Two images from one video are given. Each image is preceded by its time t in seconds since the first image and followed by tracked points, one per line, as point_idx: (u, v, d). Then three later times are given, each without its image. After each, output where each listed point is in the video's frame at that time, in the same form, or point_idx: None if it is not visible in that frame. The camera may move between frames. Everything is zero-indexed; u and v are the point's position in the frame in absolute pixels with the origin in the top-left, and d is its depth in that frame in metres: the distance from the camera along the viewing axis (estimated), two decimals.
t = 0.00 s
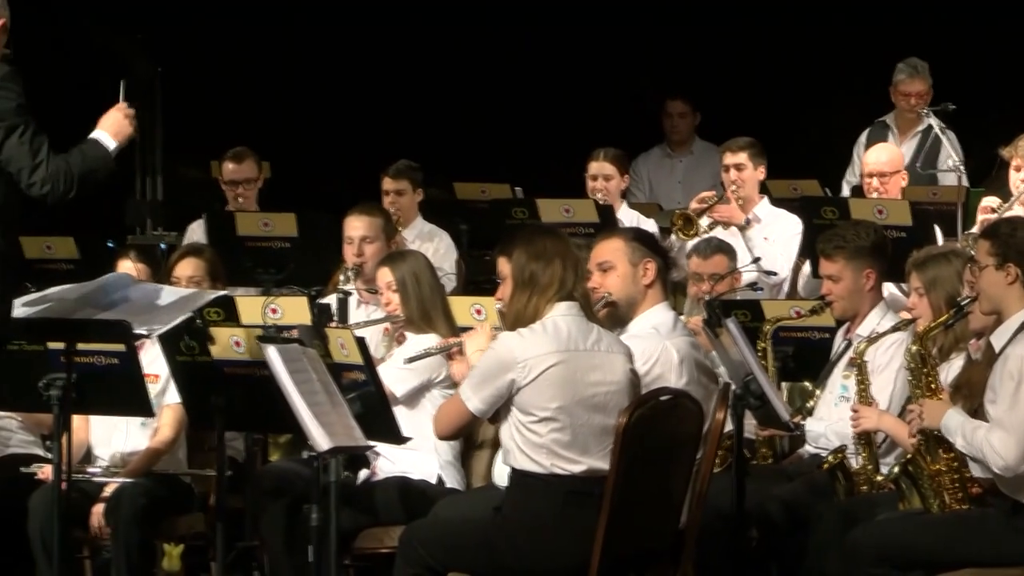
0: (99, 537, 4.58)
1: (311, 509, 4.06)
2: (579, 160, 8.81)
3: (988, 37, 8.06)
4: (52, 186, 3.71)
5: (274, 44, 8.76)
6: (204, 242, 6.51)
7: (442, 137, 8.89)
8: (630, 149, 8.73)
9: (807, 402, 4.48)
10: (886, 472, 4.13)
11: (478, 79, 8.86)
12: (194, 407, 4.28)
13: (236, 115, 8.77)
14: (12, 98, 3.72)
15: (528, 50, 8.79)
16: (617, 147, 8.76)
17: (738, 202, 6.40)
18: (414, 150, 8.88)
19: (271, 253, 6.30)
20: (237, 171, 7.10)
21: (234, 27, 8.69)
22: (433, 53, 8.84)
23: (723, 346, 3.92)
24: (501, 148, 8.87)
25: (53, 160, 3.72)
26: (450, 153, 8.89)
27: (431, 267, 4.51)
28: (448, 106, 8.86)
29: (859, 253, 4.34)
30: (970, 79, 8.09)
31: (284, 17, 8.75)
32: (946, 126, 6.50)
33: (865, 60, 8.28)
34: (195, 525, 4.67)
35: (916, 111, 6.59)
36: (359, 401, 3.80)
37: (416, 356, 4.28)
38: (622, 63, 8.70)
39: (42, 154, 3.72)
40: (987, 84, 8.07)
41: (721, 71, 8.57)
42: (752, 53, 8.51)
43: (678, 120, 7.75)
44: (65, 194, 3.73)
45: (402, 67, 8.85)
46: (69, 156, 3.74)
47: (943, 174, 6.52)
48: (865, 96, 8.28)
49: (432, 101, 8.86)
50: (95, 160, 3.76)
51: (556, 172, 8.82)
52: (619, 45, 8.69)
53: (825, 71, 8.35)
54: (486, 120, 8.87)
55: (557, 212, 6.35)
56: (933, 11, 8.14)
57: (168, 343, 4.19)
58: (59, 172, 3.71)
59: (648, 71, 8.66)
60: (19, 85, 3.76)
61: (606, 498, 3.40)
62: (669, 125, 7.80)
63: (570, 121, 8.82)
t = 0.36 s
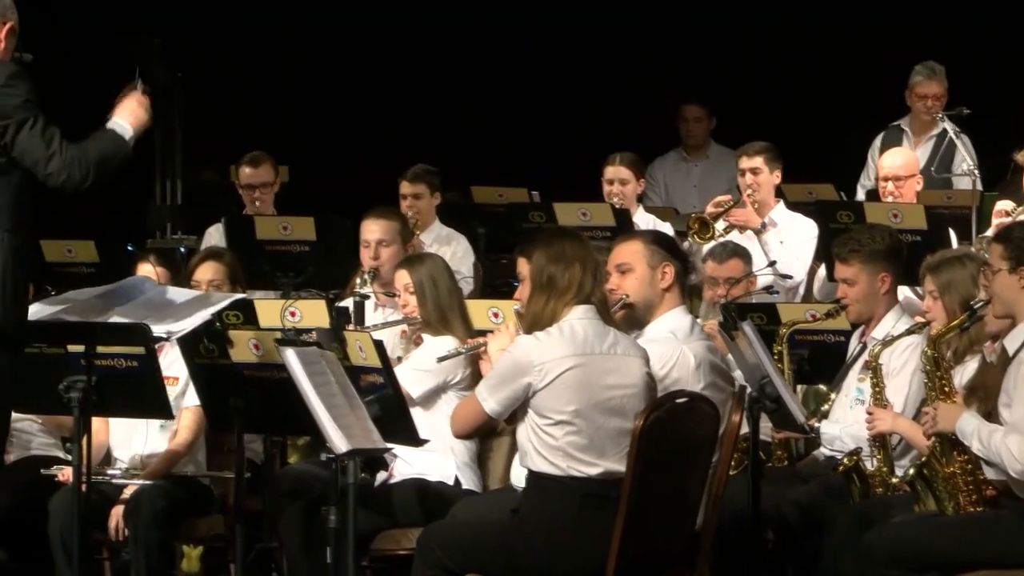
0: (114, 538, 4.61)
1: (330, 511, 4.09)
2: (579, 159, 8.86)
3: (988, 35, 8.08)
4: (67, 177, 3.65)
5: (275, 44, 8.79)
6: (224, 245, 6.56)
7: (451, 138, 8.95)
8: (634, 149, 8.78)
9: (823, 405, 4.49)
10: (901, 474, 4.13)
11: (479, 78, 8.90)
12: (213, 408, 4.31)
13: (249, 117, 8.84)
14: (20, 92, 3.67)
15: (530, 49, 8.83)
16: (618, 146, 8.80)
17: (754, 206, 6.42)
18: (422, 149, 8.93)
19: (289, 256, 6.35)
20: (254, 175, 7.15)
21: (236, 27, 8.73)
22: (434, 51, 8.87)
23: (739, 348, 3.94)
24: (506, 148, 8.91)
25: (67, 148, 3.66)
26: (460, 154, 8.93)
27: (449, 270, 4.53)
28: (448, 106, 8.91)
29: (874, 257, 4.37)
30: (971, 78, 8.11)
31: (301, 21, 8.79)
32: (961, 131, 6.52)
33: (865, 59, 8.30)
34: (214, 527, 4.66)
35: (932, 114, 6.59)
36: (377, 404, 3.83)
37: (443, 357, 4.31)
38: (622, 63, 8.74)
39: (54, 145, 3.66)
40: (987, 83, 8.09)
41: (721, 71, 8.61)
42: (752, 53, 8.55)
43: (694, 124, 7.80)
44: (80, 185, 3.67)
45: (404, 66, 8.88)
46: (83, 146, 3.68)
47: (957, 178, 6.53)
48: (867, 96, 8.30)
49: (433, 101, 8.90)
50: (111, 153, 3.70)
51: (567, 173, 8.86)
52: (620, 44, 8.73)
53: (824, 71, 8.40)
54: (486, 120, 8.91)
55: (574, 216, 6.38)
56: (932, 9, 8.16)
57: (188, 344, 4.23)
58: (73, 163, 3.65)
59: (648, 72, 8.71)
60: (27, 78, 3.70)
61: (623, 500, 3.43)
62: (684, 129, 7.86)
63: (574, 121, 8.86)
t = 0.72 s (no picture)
0: (128, 546, 4.61)
1: (343, 518, 4.09)
2: (578, 159, 8.88)
3: (988, 35, 8.10)
4: (54, 196, 3.68)
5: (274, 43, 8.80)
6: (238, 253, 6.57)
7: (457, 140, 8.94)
8: (635, 149, 8.80)
9: (838, 413, 4.44)
10: (915, 482, 4.14)
11: (479, 80, 8.91)
12: (227, 416, 4.32)
13: (255, 120, 8.82)
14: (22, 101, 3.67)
15: (529, 49, 8.85)
16: (618, 146, 8.82)
17: (767, 212, 6.41)
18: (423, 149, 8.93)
19: (303, 264, 6.36)
20: (269, 183, 7.16)
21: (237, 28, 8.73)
22: (433, 52, 8.89)
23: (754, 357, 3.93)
24: (509, 149, 8.92)
25: (62, 169, 3.70)
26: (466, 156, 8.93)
27: (461, 279, 4.54)
28: (448, 106, 8.92)
29: (889, 264, 4.36)
30: (971, 78, 8.13)
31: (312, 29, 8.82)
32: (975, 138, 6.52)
33: (865, 59, 8.35)
34: (228, 535, 4.71)
35: (947, 122, 6.59)
36: (390, 412, 3.84)
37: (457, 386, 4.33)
38: (622, 62, 8.76)
39: (46, 162, 3.68)
40: (986, 83, 8.12)
41: (721, 71, 8.63)
42: (752, 53, 8.57)
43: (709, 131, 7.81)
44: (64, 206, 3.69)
45: (406, 71, 8.90)
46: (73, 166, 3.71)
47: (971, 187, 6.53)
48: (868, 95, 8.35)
49: (432, 101, 8.92)
50: (110, 180, 3.76)
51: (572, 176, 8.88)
52: (621, 45, 8.76)
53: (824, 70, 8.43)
54: (486, 120, 8.92)
55: (588, 224, 6.38)
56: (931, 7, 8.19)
57: (203, 353, 4.26)
58: (62, 183, 3.68)
59: (648, 71, 8.74)
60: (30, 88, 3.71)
61: (636, 508, 3.44)
62: (698, 136, 7.85)
63: (575, 121, 8.88)
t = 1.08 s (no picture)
0: (149, 553, 4.66)
1: (362, 525, 4.13)
2: (578, 159, 8.95)
3: (988, 35, 8.13)
4: (70, 206, 3.64)
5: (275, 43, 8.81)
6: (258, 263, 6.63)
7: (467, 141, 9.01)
8: (636, 148, 8.86)
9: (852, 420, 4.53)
10: (929, 489, 4.16)
11: (491, 87, 8.97)
12: (246, 425, 4.33)
13: (255, 119, 8.87)
14: (46, 113, 3.68)
15: (529, 49, 8.89)
16: (618, 146, 8.88)
17: (782, 223, 6.45)
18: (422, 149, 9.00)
19: (322, 273, 6.41)
20: (289, 194, 7.21)
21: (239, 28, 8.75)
22: (433, 52, 8.94)
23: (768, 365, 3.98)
24: (510, 149, 8.98)
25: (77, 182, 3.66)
26: (472, 158, 9.00)
27: (477, 288, 4.59)
28: (448, 106, 8.99)
29: (904, 273, 4.39)
30: (971, 77, 8.17)
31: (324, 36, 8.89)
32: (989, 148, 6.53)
33: (865, 59, 8.39)
34: (247, 541, 4.76)
35: (961, 131, 6.61)
36: (408, 419, 3.88)
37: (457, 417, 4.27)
38: (622, 62, 8.80)
39: (64, 174, 3.66)
40: (986, 82, 8.16)
41: (721, 70, 8.68)
42: (752, 53, 8.62)
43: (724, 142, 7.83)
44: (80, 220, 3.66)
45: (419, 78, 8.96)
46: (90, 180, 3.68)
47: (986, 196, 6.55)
48: (869, 95, 8.40)
49: (433, 101, 8.98)
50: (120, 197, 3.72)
51: (573, 176, 8.95)
52: (622, 47, 8.79)
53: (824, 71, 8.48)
54: (486, 120, 8.99)
55: (605, 233, 6.42)
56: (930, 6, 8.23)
57: (223, 362, 4.27)
58: (77, 194, 3.64)
59: (648, 71, 8.78)
60: (55, 102, 3.72)
61: (652, 515, 3.48)
62: (714, 146, 7.88)
63: (577, 121, 8.94)
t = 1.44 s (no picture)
0: (173, 556, 4.70)
1: (384, 529, 4.17)
2: (578, 159, 9.05)
3: (988, 35, 8.19)
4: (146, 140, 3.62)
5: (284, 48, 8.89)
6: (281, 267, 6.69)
7: (467, 141, 9.08)
8: (635, 148, 8.95)
9: (868, 425, 4.50)
10: (947, 493, 4.13)
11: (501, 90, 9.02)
12: (269, 430, 4.38)
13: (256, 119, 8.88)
14: (65, 96, 3.65)
15: (530, 49, 8.95)
16: (618, 146, 8.98)
17: (800, 228, 6.49)
18: (423, 148, 9.06)
19: (345, 277, 6.47)
20: (311, 199, 7.27)
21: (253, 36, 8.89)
22: (435, 53, 8.96)
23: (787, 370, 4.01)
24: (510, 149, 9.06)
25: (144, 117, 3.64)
26: (477, 159, 9.07)
27: (500, 293, 4.62)
28: (448, 106, 9.05)
29: (922, 278, 4.39)
30: (972, 78, 8.22)
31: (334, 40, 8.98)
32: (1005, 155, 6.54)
33: (865, 59, 8.47)
34: (270, 545, 4.81)
35: (979, 138, 6.63)
36: (430, 423, 3.92)
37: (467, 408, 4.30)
38: (622, 62, 8.87)
39: (118, 124, 3.63)
40: (986, 83, 8.22)
41: (721, 71, 8.74)
42: (752, 53, 8.68)
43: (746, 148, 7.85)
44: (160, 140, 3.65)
45: (431, 81, 9.01)
46: (147, 115, 3.65)
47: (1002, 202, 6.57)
48: (868, 96, 8.49)
49: (433, 100, 9.03)
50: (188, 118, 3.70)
51: (573, 176, 9.05)
52: (623, 48, 8.86)
53: (825, 72, 8.56)
54: (486, 120, 9.06)
55: (624, 239, 6.48)
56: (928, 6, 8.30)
57: (247, 366, 4.33)
58: (147, 128, 3.63)
59: (649, 72, 8.85)
60: (69, 84, 3.68)
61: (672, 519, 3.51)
62: (736, 152, 7.91)
63: (579, 121, 9.02)
